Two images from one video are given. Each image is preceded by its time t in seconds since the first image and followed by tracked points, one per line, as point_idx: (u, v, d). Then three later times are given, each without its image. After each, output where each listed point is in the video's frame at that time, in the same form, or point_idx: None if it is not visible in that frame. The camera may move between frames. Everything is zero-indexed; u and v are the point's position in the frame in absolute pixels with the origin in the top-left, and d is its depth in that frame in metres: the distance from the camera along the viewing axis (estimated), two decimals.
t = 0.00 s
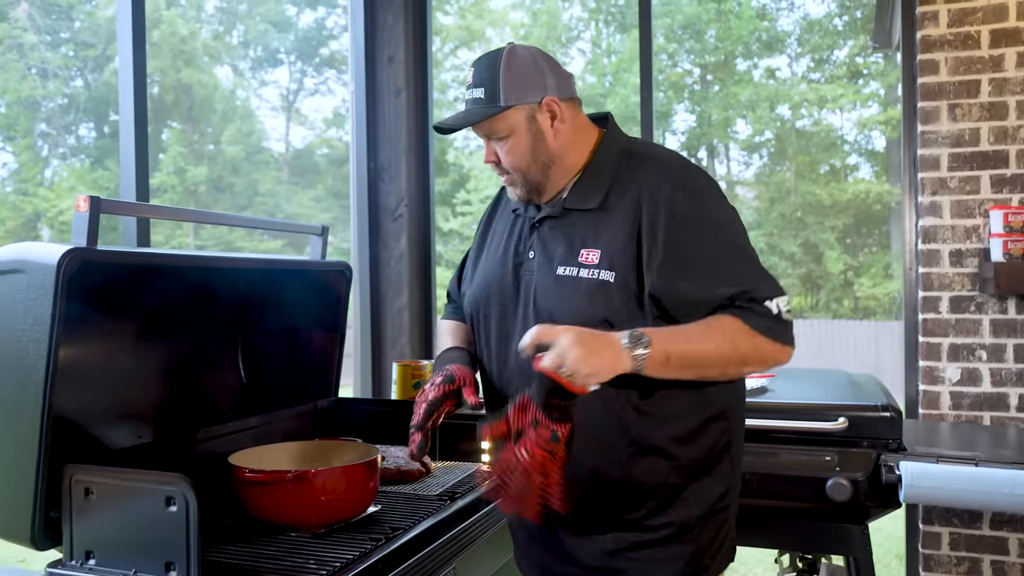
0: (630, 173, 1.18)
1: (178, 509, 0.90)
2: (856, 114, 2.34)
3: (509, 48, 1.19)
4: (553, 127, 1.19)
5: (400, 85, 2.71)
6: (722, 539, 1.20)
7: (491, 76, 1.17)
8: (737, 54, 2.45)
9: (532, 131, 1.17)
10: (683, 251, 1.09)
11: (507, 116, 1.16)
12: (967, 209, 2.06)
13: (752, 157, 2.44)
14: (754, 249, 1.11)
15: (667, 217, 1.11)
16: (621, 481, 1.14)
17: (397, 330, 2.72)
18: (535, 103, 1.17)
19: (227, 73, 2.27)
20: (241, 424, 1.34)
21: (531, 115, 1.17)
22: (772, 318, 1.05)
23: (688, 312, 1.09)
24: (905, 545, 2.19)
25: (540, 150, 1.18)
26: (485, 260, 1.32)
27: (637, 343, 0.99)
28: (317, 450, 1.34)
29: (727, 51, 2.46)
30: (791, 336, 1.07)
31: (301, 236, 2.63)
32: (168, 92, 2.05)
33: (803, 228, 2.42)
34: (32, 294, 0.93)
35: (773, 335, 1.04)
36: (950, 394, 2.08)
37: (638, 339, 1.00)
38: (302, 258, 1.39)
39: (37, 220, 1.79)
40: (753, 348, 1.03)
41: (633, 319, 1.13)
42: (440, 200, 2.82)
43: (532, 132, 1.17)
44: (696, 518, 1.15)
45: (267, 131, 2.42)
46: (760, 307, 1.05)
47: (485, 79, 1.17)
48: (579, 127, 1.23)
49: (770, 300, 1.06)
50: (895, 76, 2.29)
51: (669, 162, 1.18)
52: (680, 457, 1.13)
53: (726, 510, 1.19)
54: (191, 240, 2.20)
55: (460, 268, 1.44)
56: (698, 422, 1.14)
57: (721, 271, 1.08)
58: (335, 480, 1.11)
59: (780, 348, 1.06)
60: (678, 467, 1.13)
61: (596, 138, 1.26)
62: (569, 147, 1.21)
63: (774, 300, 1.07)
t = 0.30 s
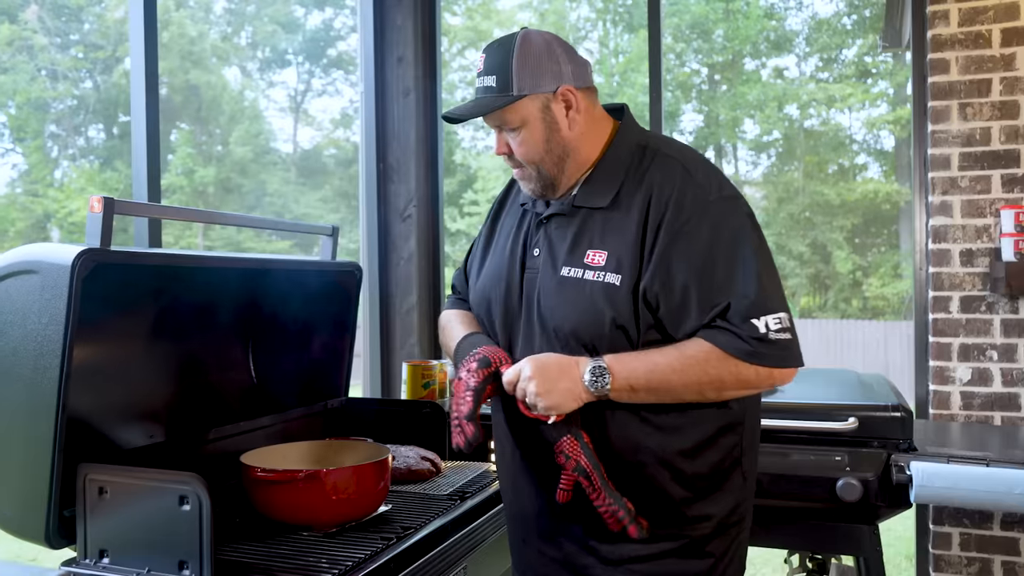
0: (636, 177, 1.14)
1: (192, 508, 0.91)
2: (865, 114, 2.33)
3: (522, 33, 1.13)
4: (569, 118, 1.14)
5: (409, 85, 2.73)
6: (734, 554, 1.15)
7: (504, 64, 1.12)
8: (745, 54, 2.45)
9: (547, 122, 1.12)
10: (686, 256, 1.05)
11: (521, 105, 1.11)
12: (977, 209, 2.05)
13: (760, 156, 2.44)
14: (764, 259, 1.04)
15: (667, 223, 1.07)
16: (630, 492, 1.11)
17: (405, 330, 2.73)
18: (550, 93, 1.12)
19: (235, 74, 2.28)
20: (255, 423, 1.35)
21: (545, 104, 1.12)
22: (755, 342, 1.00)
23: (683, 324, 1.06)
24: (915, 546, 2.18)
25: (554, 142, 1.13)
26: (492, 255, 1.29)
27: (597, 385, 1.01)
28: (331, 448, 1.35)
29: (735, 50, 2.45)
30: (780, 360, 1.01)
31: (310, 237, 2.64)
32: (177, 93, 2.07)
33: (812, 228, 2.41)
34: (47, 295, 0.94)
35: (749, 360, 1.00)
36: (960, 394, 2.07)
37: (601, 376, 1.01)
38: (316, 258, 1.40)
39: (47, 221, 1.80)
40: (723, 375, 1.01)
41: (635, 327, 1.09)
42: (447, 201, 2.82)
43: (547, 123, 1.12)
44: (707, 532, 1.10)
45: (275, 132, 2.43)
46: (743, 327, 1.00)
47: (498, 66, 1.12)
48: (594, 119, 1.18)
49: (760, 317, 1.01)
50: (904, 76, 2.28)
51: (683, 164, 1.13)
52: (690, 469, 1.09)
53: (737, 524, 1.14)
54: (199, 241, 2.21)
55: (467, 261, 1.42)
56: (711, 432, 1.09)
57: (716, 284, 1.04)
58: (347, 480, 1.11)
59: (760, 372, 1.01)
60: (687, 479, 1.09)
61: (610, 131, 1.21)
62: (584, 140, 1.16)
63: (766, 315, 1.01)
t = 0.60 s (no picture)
0: (653, 173, 1.10)
1: (200, 506, 0.91)
2: (871, 114, 2.33)
3: (535, 19, 1.10)
4: (584, 108, 1.11)
5: (416, 84, 2.72)
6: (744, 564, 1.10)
7: (517, 52, 1.08)
8: (751, 54, 2.44)
9: (561, 112, 1.09)
10: (706, 256, 1.01)
11: (534, 96, 1.08)
12: (986, 209, 2.04)
13: (766, 156, 2.43)
14: (786, 262, 1.00)
15: (686, 222, 1.03)
16: (632, 496, 1.08)
17: (411, 330, 2.74)
18: (566, 82, 1.08)
19: (241, 74, 2.29)
20: (261, 421, 1.35)
21: (559, 95, 1.08)
22: (780, 353, 0.96)
23: (700, 328, 1.01)
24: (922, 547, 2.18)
25: (569, 133, 1.10)
26: (503, 249, 1.26)
27: (618, 408, 0.99)
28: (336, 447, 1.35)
29: (741, 50, 2.45)
30: (804, 370, 0.98)
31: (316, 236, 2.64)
32: (183, 92, 2.07)
33: (817, 228, 2.41)
34: (57, 293, 0.94)
35: (773, 372, 0.97)
36: (968, 395, 2.07)
37: (622, 399, 0.99)
38: (324, 257, 1.39)
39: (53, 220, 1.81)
40: (744, 388, 0.98)
41: (649, 329, 1.05)
42: (453, 200, 2.82)
43: (561, 114, 1.09)
44: (712, 541, 1.07)
45: (281, 131, 2.44)
46: (769, 338, 0.97)
47: (510, 55, 1.09)
48: (609, 109, 1.15)
49: (786, 327, 0.97)
50: (911, 76, 2.27)
51: (703, 158, 1.08)
52: (695, 475, 1.05)
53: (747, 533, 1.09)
54: (205, 240, 2.22)
55: (482, 246, 1.41)
56: (719, 438, 1.05)
57: (736, 287, 1.00)
58: (354, 479, 1.12)
59: (783, 382, 0.98)
60: (692, 486, 1.06)
61: (627, 123, 1.17)
62: (598, 131, 1.13)
63: (793, 326, 0.98)
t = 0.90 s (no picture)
0: (673, 168, 1.09)
1: (206, 507, 0.91)
2: (886, 110, 2.30)
3: (558, 7, 1.09)
4: (605, 100, 1.09)
5: (427, 80, 2.71)
6: None
7: (537, 42, 1.08)
8: (764, 50, 2.42)
9: (582, 104, 1.07)
10: (724, 249, 0.99)
11: (554, 87, 1.06)
12: (1006, 206, 2.02)
13: (778, 153, 2.41)
14: (809, 255, 0.97)
15: (703, 217, 1.01)
16: (647, 505, 1.07)
17: (423, 328, 2.73)
18: (587, 73, 1.07)
19: (254, 71, 2.29)
20: (272, 420, 1.35)
21: (580, 87, 1.07)
22: (794, 344, 0.93)
23: (719, 323, 0.99)
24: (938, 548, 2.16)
25: (589, 126, 1.09)
26: (519, 245, 1.26)
27: (620, 387, 0.98)
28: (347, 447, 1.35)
29: (754, 46, 2.43)
30: (823, 365, 0.94)
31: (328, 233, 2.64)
32: (196, 90, 2.08)
33: (831, 225, 2.39)
34: (63, 291, 0.94)
35: (786, 364, 0.93)
36: (988, 395, 2.04)
37: (624, 377, 0.98)
38: (335, 254, 1.39)
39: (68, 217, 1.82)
40: (755, 380, 0.95)
41: (666, 327, 1.04)
42: (464, 197, 2.82)
43: (582, 105, 1.07)
44: (727, 554, 1.05)
45: (293, 128, 2.44)
46: (782, 329, 0.94)
47: (531, 45, 1.08)
48: (631, 102, 1.13)
49: (802, 320, 0.94)
50: (927, 72, 2.24)
51: (726, 153, 1.07)
52: (711, 488, 1.03)
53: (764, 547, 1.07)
54: (218, 237, 2.23)
55: (496, 239, 1.41)
56: (736, 449, 1.03)
57: (756, 281, 0.98)
58: (364, 479, 1.11)
59: (798, 378, 0.95)
60: (707, 497, 1.04)
61: (647, 118, 1.16)
62: (619, 125, 1.12)
63: (811, 319, 0.94)
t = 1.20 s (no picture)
0: (693, 161, 1.06)
1: (191, 518, 0.90)
2: (898, 103, 2.27)
3: None
4: (625, 78, 1.08)
5: (432, 73, 2.61)
6: None
7: (554, 14, 1.05)
8: (775, 43, 2.39)
9: (602, 80, 1.06)
10: (748, 245, 0.96)
11: (573, 63, 1.05)
12: None
13: (790, 147, 2.38)
14: (838, 251, 0.94)
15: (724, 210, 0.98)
16: (659, 509, 1.06)
17: (427, 326, 2.68)
18: (607, 49, 1.06)
19: (264, 67, 2.35)
20: (267, 423, 1.34)
21: (601, 63, 1.06)
22: (817, 347, 0.91)
23: (742, 323, 0.96)
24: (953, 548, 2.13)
25: (609, 104, 1.07)
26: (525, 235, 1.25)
27: (633, 382, 0.98)
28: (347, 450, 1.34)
29: (765, 39, 2.40)
30: (847, 371, 0.92)
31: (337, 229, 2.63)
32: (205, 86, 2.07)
33: (842, 220, 2.36)
34: (46, 289, 0.93)
35: (808, 368, 0.91)
36: (1009, 394, 2.02)
37: (637, 373, 0.98)
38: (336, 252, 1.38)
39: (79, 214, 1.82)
40: (775, 381, 0.93)
41: (683, 326, 1.01)
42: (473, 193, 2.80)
43: (602, 82, 1.06)
44: (743, 562, 1.03)
45: (302, 124, 2.45)
46: (806, 331, 0.91)
47: (547, 19, 1.05)
48: (649, 85, 1.12)
49: (829, 321, 0.92)
50: (940, 64, 2.22)
51: (748, 144, 1.03)
52: (728, 494, 1.01)
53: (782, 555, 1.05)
54: (228, 234, 2.23)
55: (499, 230, 1.41)
56: (754, 454, 1.01)
57: (780, 279, 0.95)
58: (361, 487, 1.10)
59: (821, 382, 0.92)
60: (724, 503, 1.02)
61: (663, 106, 1.14)
62: (638, 106, 1.10)
63: (839, 321, 0.92)
